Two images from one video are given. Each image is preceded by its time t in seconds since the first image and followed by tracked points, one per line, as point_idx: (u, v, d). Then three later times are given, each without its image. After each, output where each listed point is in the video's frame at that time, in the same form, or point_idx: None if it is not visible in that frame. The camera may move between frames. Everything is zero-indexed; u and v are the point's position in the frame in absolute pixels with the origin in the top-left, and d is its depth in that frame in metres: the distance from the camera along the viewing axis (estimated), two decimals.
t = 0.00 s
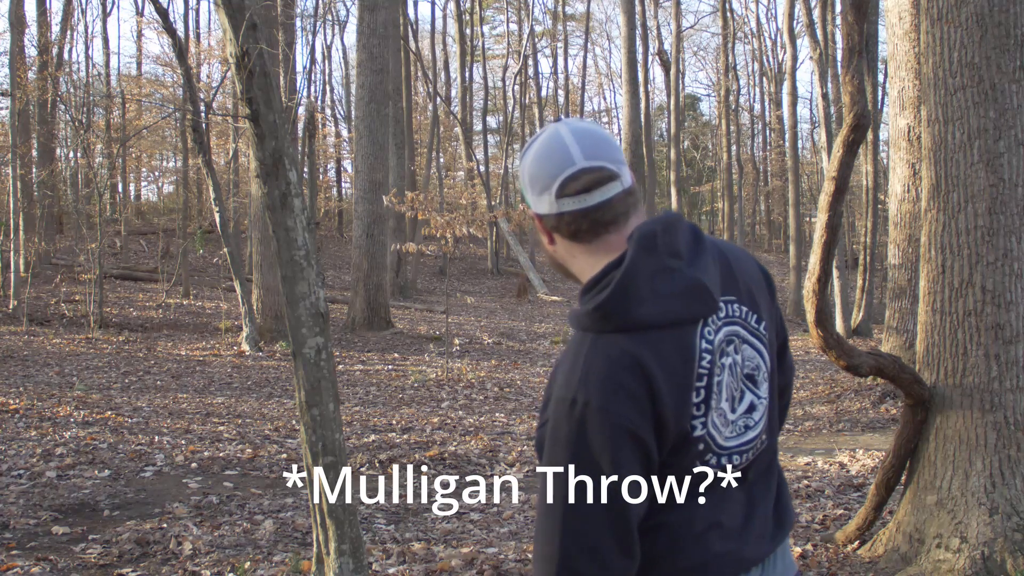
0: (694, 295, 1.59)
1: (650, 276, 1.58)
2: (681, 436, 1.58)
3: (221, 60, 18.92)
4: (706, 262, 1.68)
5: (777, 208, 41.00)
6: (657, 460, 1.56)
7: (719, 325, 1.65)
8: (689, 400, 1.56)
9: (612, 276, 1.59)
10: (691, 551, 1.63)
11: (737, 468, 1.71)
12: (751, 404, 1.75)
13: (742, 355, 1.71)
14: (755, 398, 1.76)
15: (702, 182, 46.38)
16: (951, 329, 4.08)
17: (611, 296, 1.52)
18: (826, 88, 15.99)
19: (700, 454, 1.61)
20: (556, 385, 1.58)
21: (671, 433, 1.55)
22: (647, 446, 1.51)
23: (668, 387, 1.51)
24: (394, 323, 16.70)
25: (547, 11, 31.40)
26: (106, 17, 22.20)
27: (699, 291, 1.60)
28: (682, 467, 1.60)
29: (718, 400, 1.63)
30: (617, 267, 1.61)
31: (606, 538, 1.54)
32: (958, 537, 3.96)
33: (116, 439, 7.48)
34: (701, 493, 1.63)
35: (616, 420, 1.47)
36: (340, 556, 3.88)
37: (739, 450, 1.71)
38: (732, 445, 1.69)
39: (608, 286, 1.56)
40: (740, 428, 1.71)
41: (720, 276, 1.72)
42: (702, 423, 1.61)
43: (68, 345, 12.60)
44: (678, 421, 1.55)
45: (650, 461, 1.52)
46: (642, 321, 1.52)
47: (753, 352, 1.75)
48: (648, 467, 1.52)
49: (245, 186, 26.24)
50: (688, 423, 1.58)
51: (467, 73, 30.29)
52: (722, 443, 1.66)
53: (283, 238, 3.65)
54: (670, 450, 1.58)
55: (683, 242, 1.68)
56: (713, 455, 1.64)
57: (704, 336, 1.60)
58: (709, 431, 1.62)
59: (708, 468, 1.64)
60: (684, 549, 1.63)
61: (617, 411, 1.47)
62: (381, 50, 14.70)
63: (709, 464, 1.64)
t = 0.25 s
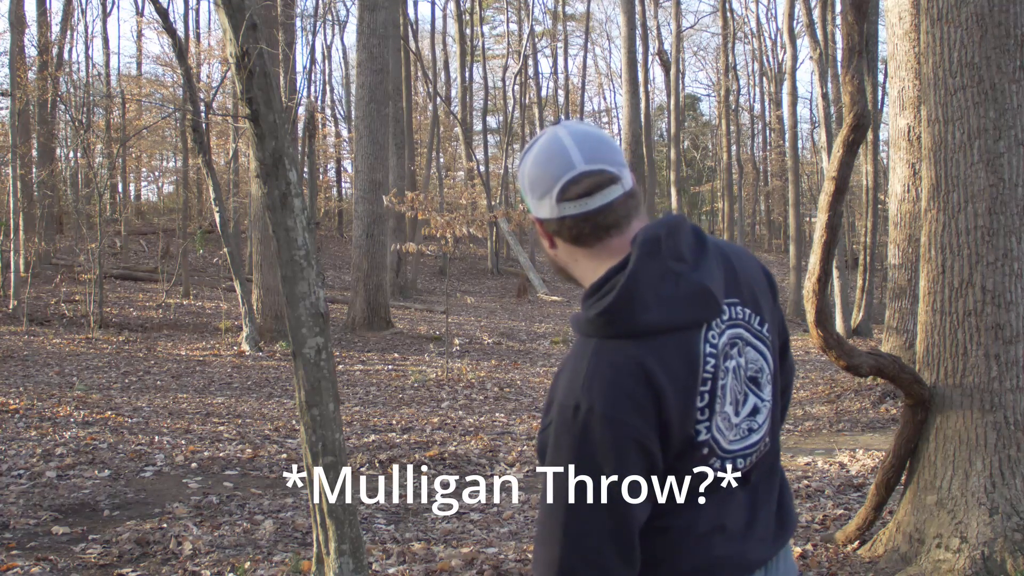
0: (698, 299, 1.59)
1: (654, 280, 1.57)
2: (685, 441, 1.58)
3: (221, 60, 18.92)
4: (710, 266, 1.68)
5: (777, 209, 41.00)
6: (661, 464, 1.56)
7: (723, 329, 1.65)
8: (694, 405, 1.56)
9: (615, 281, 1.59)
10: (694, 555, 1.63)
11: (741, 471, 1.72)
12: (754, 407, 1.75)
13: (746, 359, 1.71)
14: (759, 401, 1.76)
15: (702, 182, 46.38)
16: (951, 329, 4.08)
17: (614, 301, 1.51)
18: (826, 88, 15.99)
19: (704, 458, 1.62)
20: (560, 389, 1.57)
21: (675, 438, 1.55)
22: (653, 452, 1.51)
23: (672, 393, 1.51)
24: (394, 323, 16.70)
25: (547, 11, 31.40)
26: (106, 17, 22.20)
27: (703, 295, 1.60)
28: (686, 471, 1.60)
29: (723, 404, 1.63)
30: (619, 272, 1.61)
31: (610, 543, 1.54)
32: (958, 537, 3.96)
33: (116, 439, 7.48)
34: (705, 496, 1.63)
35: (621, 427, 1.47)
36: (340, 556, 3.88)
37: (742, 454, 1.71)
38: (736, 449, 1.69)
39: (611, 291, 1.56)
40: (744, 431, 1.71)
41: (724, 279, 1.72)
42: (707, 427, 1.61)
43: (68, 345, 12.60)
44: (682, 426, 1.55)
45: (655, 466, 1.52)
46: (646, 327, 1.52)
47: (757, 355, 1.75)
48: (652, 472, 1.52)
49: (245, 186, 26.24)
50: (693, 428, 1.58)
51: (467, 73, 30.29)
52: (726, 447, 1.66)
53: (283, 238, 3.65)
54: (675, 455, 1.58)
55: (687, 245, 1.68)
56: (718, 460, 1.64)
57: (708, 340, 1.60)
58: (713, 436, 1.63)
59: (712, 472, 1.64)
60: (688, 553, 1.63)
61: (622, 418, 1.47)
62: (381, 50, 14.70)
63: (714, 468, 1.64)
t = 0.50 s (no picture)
0: (698, 300, 1.59)
1: (654, 282, 1.57)
2: (686, 442, 1.58)
3: (221, 60, 18.92)
4: (710, 267, 1.68)
5: (777, 208, 41.00)
6: (663, 467, 1.55)
7: (723, 329, 1.65)
8: (695, 406, 1.56)
9: (616, 283, 1.59)
10: (695, 557, 1.62)
11: (741, 472, 1.71)
12: (755, 407, 1.75)
13: (746, 358, 1.71)
14: (760, 401, 1.77)
15: (702, 182, 46.38)
16: (951, 329, 4.08)
17: (615, 303, 1.51)
18: (826, 88, 15.98)
19: (705, 459, 1.62)
20: (561, 391, 1.57)
21: (677, 440, 1.56)
22: (655, 454, 1.50)
23: (674, 395, 1.51)
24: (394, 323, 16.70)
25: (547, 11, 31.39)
26: (106, 17, 22.20)
27: (703, 295, 1.60)
28: (687, 472, 1.60)
29: (724, 405, 1.64)
30: (619, 273, 1.61)
31: (613, 547, 1.53)
32: (958, 537, 3.96)
33: (116, 439, 7.48)
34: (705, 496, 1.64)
35: (623, 429, 1.47)
36: (340, 556, 3.88)
37: (743, 454, 1.71)
38: (737, 450, 1.69)
39: (612, 293, 1.56)
40: (745, 432, 1.71)
41: (725, 279, 1.72)
42: (708, 428, 1.61)
43: (68, 345, 12.60)
44: (684, 428, 1.55)
45: (656, 467, 1.52)
46: (647, 329, 1.52)
47: (757, 355, 1.75)
48: (653, 473, 1.51)
49: (244, 186, 26.24)
50: (694, 429, 1.58)
51: (467, 73, 30.29)
52: (727, 447, 1.66)
53: (283, 238, 3.65)
54: (676, 457, 1.58)
55: (686, 246, 1.68)
56: (719, 460, 1.65)
57: (709, 341, 1.60)
58: (714, 437, 1.63)
59: (713, 473, 1.64)
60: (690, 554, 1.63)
61: (623, 420, 1.47)
62: (381, 50, 14.70)
63: (715, 469, 1.64)
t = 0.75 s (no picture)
0: (698, 299, 1.59)
1: (655, 283, 1.58)
2: (687, 443, 1.58)
3: (221, 60, 18.92)
4: (709, 267, 1.68)
5: (777, 208, 41.00)
6: (664, 468, 1.55)
7: (723, 329, 1.65)
8: (696, 407, 1.56)
9: (615, 284, 1.60)
10: (695, 558, 1.62)
11: (741, 473, 1.71)
12: (755, 407, 1.75)
13: (746, 358, 1.72)
14: (760, 401, 1.77)
15: (702, 182, 46.39)
16: (951, 329, 4.08)
17: (616, 304, 1.51)
18: (826, 88, 15.98)
19: (706, 460, 1.61)
20: (562, 392, 1.57)
21: (679, 442, 1.55)
22: (656, 455, 1.50)
23: (675, 396, 1.51)
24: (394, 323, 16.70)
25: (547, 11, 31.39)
26: (106, 17, 22.21)
27: (702, 296, 1.60)
28: (688, 472, 1.60)
29: (724, 405, 1.64)
30: (618, 275, 1.61)
31: (614, 547, 1.54)
32: (957, 537, 3.96)
33: (116, 439, 7.48)
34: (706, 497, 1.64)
35: (623, 431, 1.47)
36: (340, 556, 3.88)
37: (743, 454, 1.71)
38: (738, 451, 1.69)
39: (612, 295, 1.56)
40: (745, 432, 1.71)
41: (724, 280, 1.72)
42: (709, 429, 1.61)
43: (68, 345, 12.60)
44: (685, 428, 1.55)
45: (657, 469, 1.51)
46: (647, 330, 1.52)
47: (758, 355, 1.76)
48: (653, 473, 1.51)
49: (244, 186, 26.25)
50: (695, 430, 1.58)
51: (467, 73, 30.29)
52: (727, 448, 1.66)
53: (283, 238, 3.65)
54: (677, 458, 1.58)
55: (685, 246, 1.68)
56: (719, 461, 1.65)
57: (709, 342, 1.60)
58: (715, 438, 1.63)
59: (714, 474, 1.64)
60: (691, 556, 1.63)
61: (624, 421, 1.47)
62: (381, 50, 14.70)
63: (715, 471, 1.64)
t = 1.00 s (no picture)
0: (698, 301, 1.58)
1: (656, 284, 1.57)
2: (688, 444, 1.58)
3: (221, 60, 18.92)
4: (709, 267, 1.68)
5: (777, 208, 41.01)
6: (665, 469, 1.55)
7: (724, 330, 1.65)
8: (697, 409, 1.56)
9: (616, 284, 1.60)
10: (695, 559, 1.62)
11: (742, 475, 1.71)
12: (756, 408, 1.75)
13: (747, 359, 1.71)
14: (761, 402, 1.77)
15: (702, 182, 46.40)
16: (951, 329, 4.08)
17: (617, 305, 1.51)
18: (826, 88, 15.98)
19: (707, 461, 1.61)
20: (562, 394, 1.57)
21: (680, 444, 1.55)
22: (657, 456, 1.50)
23: (676, 397, 1.52)
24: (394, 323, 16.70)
25: (547, 11, 31.38)
26: (106, 17, 22.22)
27: (703, 297, 1.59)
28: (689, 474, 1.60)
29: (725, 407, 1.64)
30: (620, 275, 1.62)
31: (614, 548, 1.53)
32: (957, 537, 3.96)
33: (116, 439, 7.48)
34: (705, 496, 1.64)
35: (623, 432, 1.47)
36: (340, 556, 3.88)
37: (744, 456, 1.71)
38: (738, 452, 1.69)
39: (613, 295, 1.57)
40: (745, 434, 1.71)
41: (725, 281, 1.72)
42: (709, 431, 1.61)
43: (68, 345, 12.60)
44: (686, 428, 1.55)
45: (658, 470, 1.51)
46: (648, 331, 1.51)
47: (757, 356, 1.75)
48: (653, 473, 1.51)
49: (244, 186, 26.25)
50: (696, 431, 1.58)
51: (467, 73, 30.29)
52: (728, 449, 1.66)
53: (283, 238, 3.65)
54: (678, 460, 1.58)
55: (686, 247, 1.68)
56: (720, 462, 1.65)
57: (710, 343, 1.60)
58: (715, 439, 1.63)
59: (714, 476, 1.64)
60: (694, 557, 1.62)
61: (624, 422, 1.47)
62: (381, 50, 14.70)
63: (716, 472, 1.64)
